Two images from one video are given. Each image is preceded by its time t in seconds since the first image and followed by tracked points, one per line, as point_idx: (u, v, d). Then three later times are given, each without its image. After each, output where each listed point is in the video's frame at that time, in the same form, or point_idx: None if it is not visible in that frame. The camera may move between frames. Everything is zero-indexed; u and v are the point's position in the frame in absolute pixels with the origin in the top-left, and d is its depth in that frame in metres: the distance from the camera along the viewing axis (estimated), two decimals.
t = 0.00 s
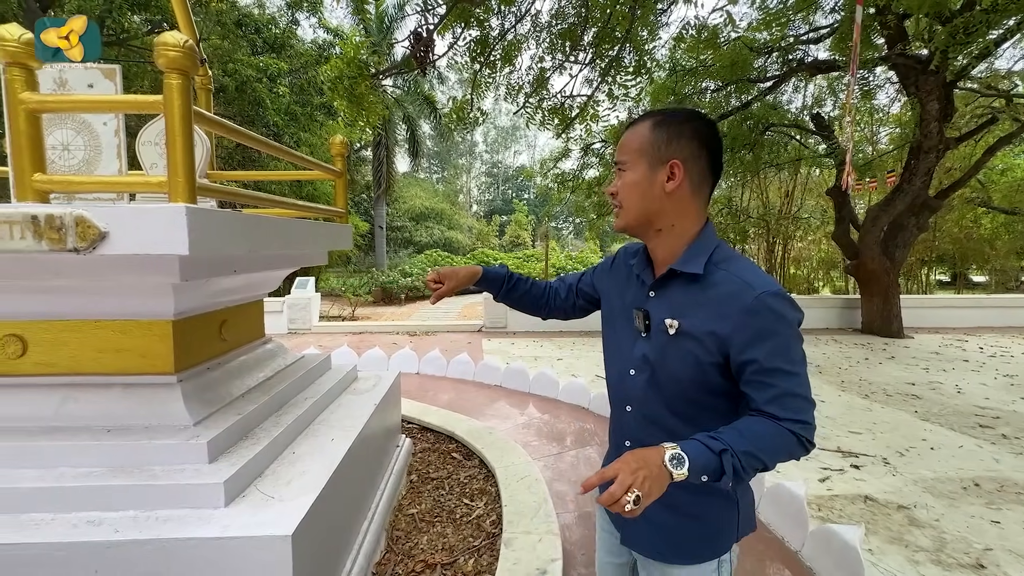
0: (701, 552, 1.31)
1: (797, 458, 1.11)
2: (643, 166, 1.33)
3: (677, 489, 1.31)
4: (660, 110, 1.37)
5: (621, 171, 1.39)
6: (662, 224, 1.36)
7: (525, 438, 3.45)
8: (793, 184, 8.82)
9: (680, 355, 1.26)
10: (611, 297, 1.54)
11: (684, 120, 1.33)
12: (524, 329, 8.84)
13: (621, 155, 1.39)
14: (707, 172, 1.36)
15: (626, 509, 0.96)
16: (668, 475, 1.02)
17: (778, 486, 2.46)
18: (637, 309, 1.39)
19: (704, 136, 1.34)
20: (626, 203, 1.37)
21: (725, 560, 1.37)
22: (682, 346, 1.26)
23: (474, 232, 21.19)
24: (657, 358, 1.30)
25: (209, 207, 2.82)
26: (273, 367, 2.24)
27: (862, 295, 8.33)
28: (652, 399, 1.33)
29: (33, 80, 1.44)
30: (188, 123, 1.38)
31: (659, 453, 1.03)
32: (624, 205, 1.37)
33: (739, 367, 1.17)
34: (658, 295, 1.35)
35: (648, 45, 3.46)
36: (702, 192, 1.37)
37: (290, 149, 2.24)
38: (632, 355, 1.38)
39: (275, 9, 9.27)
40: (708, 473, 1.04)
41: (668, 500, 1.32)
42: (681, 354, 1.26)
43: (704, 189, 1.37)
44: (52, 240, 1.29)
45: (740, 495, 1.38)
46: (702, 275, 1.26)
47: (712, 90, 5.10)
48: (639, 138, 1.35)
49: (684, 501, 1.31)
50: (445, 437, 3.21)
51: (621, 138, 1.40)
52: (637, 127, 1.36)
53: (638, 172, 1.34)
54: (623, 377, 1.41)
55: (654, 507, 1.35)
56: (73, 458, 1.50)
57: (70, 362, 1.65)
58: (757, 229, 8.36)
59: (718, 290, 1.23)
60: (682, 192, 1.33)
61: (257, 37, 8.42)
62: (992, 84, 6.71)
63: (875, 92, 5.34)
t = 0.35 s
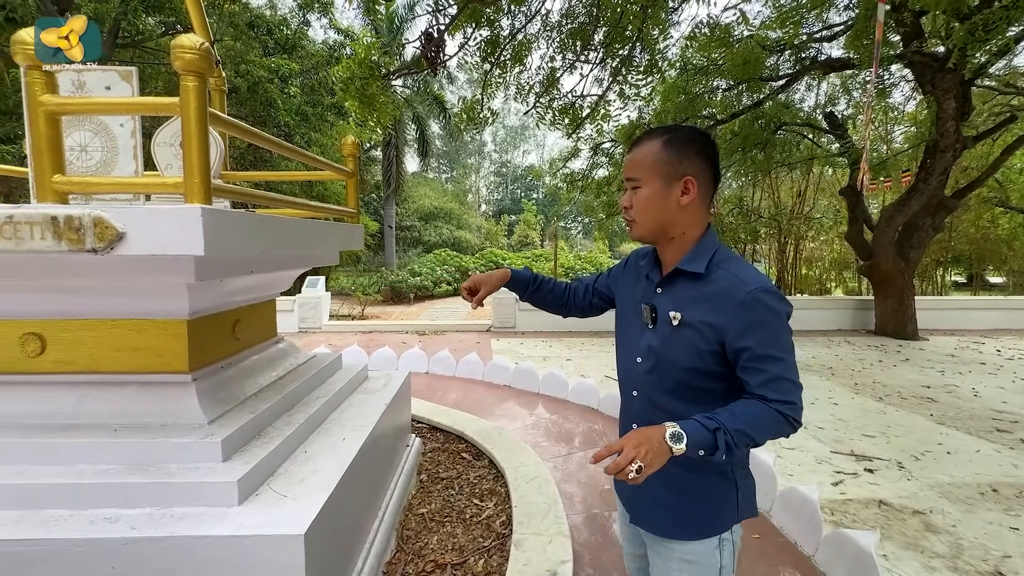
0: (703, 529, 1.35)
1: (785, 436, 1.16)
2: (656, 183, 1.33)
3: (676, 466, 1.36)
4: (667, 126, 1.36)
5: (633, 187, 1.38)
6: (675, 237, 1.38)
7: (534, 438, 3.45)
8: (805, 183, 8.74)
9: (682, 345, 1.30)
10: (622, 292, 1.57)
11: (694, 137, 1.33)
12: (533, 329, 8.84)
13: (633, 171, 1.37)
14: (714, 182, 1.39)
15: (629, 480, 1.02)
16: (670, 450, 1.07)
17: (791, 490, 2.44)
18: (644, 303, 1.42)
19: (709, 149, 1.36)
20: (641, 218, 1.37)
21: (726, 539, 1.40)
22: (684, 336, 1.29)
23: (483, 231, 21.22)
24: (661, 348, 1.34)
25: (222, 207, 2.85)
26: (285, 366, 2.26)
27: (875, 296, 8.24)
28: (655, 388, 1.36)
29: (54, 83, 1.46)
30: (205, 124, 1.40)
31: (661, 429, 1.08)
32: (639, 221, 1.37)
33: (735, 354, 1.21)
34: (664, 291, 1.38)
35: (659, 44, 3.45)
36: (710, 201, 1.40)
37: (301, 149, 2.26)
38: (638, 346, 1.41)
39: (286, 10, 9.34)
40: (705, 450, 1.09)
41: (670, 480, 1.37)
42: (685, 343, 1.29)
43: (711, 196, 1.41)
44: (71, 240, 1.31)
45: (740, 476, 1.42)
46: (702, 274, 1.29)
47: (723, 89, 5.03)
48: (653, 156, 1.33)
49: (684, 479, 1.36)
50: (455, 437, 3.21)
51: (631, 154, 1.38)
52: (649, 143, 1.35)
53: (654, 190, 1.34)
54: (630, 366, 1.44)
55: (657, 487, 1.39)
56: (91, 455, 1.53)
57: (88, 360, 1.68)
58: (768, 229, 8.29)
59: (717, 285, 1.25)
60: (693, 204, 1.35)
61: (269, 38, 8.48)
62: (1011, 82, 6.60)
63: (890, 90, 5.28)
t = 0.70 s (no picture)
0: (722, 508, 1.38)
1: (796, 402, 1.23)
2: (661, 196, 1.36)
3: (693, 448, 1.39)
4: (659, 144, 1.39)
5: (638, 203, 1.39)
6: (681, 245, 1.41)
7: (546, 439, 3.43)
8: (822, 182, 8.61)
9: (700, 335, 1.32)
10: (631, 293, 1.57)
11: (689, 149, 1.38)
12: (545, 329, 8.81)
13: (636, 187, 1.38)
14: (710, 185, 1.44)
15: (663, 458, 1.11)
16: (699, 429, 1.15)
17: (808, 495, 2.40)
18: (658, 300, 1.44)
19: (701, 157, 1.41)
20: (650, 231, 1.39)
21: (743, 516, 1.43)
22: (701, 327, 1.32)
23: (494, 230, 21.24)
24: (680, 340, 1.36)
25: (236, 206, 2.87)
26: (298, 365, 2.28)
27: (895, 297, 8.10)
28: (674, 379, 1.38)
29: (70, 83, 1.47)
30: (218, 124, 1.40)
31: (687, 409, 1.16)
32: (651, 235, 1.39)
33: (749, 336, 1.26)
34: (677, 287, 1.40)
35: (674, 41, 3.40)
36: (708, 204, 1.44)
37: (314, 149, 2.26)
38: (655, 342, 1.42)
39: (301, 11, 9.40)
40: (729, 424, 1.16)
41: (692, 465, 1.39)
42: (703, 333, 1.32)
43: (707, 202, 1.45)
44: (87, 239, 1.32)
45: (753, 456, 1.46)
46: (712, 268, 1.33)
47: (739, 87, 4.92)
48: (654, 172, 1.35)
49: (701, 460, 1.38)
50: (466, 437, 3.21)
51: (632, 171, 1.40)
52: (648, 161, 1.37)
53: (659, 204, 1.36)
54: (647, 363, 1.45)
55: (678, 474, 1.41)
56: (107, 452, 1.55)
57: (104, 357, 1.70)
58: (784, 229, 8.18)
59: (728, 275, 1.30)
60: (695, 211, 1.39)
61: (284, 39, 8.55)
62: None
63: (912, 87, 5.16)
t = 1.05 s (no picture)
0: (762, 500, 1.34)
1: (830, 387, 1.23)
2: (676, 198, 1.33)
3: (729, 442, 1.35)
4: (667, 149, 1.37)
5: (653, 207, 1.37)
6: (699, 246, 1.38)
7: (561, 440, 3.40)
8: (847, 181, 8.42)
9: (732, 329, 1.30)
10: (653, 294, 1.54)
11: (699, 150, 1.36)
12: (562, 329, 8.77)
13: (650, 193, 1.36)
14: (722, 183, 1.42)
15: (703, 450, 1.16)
16: (736, 420, 1.16)
17: (833, 503, 2.33)
18: (684, 299, 1.41)
19: (712, 155, 1.39)
20: (668, 234, 1.35)
21: (779, 512, 1.38)
22: (733, 320, 1.30)
23: (510, 230, 21.24)
24: (711, 336, 1.33)
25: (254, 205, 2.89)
26: (313, 363, 2.28)
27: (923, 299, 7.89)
28: (707, 376, 1.35)
29: (91, 83, 1.48)
30: (234, 121, 1.40)
31: (725, 401, 1.17)
32: (668, 240, 1.36)
33: (780, 324, 1.25)
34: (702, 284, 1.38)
35: (695, 37, 3.34)
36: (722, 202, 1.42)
37: (331, 148, 2.26)
38: (685, 341, 1.39)
39: (321, 12, 9.49)
40: (766, 413, 1.17)
41: (730, 461, 1.36)
42: (734, 326, 1.30)
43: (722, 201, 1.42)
44: (106, 237, 1.33)
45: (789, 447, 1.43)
46: (737, 261, 1.31)
47: (762, 84, 4.80)
48: (666, 177, 1.33)
49: (737, 453, 1.35)
50: (480, 437, 3.19)
51: (644, 177, 1.38)
52: (659, 165, 1.35)
53: (675, 209, 1.34)
54: (678, 363, 1.42)
55: (716, 471, 1.37)
56: (125, 447, 1.56)
57: (124, 354, 1.72)
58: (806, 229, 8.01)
59: (754, 266, 1.29)
60: (711, 212, 1.37)
61: (304, 41, 8.64)
62: None
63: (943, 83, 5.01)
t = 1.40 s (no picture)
0: (824, 512, 1.35)
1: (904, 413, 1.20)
2: (742, 203, 1.33)
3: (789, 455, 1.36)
4: (736, 149, 1.36)
5: (718, 210, 1.37)
6: (768, 250, 1.37)
7: (583, 444, 3.35)
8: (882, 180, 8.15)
9: (798, 342, 1.30)
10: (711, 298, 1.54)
11: (772, 152, 1.34)
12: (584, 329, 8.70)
13: (716, 196, 1.36)
14: (796, 184, 1.39)
15: (779, 499, 1.11)
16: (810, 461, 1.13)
17: (868, 516, 2.24)
18: (747, 306, 1.42)
19: (785, 156, 1.37)
20: (733, 238, 1.36)
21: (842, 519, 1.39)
22: (799, 333, 1.30)
23: (532, 230, 21.21)
24: (775, 347, 1.34)
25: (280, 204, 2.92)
26: (334, 362, 2.28)
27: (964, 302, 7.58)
28: (768, 386, 1.36)
29: (119, 83, 1.47)
30: (256, 120, 1.39)
31: (797, 441, 1.14)
32: (734, 245, 1.37)
33: (851, 340, 1.24)
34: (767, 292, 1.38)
35: (724, 31, 3.25)
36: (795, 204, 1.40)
37: (356, 148, 2.25)
38: (745, 348, 1.40)
39: (347, 15, 9.60)
40: (841, 450, 1.14)
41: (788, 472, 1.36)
42: (801, 340, 1.30)
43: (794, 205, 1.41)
44: (132, 237, 1.34)
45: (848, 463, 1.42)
46: (811, 272, 1.30)
47: (792, 80, 4.66)
48: (733, 181, 1.33)
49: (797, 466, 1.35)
50: (500, 438, 3.16)
51: (710, 180, 1.38)
52: (726, 167, 1.35)
53: (741, 214, 1.34)
54: (736, 370, 1.43)
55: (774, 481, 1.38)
56: (148, 444, 1.58)
57: (149, 351, 1.74)
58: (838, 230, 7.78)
59: (829, 277, 1.28)
60: (782, 216, 1.36)
61: (331, 43, 8.77)
62: None
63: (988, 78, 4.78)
